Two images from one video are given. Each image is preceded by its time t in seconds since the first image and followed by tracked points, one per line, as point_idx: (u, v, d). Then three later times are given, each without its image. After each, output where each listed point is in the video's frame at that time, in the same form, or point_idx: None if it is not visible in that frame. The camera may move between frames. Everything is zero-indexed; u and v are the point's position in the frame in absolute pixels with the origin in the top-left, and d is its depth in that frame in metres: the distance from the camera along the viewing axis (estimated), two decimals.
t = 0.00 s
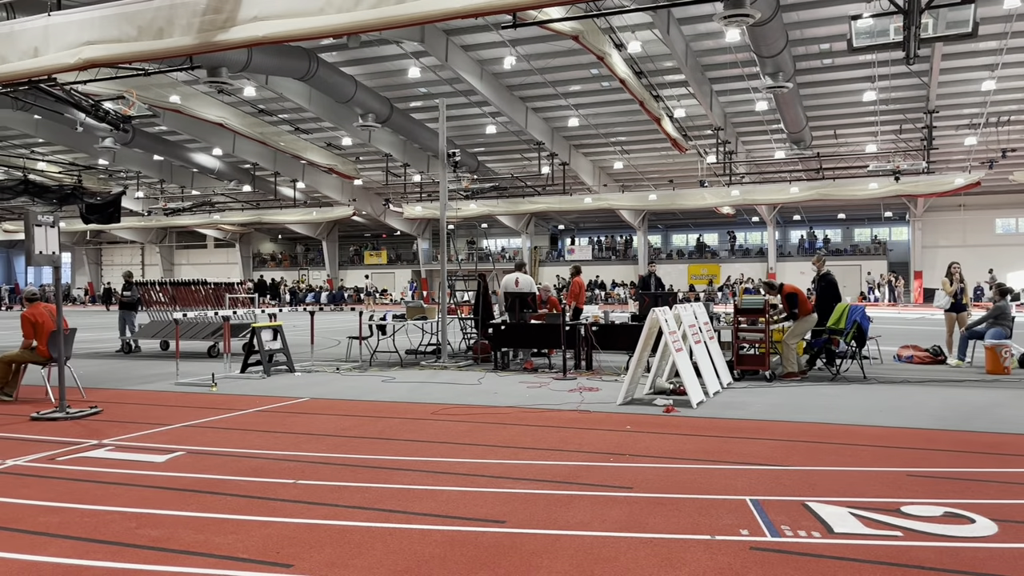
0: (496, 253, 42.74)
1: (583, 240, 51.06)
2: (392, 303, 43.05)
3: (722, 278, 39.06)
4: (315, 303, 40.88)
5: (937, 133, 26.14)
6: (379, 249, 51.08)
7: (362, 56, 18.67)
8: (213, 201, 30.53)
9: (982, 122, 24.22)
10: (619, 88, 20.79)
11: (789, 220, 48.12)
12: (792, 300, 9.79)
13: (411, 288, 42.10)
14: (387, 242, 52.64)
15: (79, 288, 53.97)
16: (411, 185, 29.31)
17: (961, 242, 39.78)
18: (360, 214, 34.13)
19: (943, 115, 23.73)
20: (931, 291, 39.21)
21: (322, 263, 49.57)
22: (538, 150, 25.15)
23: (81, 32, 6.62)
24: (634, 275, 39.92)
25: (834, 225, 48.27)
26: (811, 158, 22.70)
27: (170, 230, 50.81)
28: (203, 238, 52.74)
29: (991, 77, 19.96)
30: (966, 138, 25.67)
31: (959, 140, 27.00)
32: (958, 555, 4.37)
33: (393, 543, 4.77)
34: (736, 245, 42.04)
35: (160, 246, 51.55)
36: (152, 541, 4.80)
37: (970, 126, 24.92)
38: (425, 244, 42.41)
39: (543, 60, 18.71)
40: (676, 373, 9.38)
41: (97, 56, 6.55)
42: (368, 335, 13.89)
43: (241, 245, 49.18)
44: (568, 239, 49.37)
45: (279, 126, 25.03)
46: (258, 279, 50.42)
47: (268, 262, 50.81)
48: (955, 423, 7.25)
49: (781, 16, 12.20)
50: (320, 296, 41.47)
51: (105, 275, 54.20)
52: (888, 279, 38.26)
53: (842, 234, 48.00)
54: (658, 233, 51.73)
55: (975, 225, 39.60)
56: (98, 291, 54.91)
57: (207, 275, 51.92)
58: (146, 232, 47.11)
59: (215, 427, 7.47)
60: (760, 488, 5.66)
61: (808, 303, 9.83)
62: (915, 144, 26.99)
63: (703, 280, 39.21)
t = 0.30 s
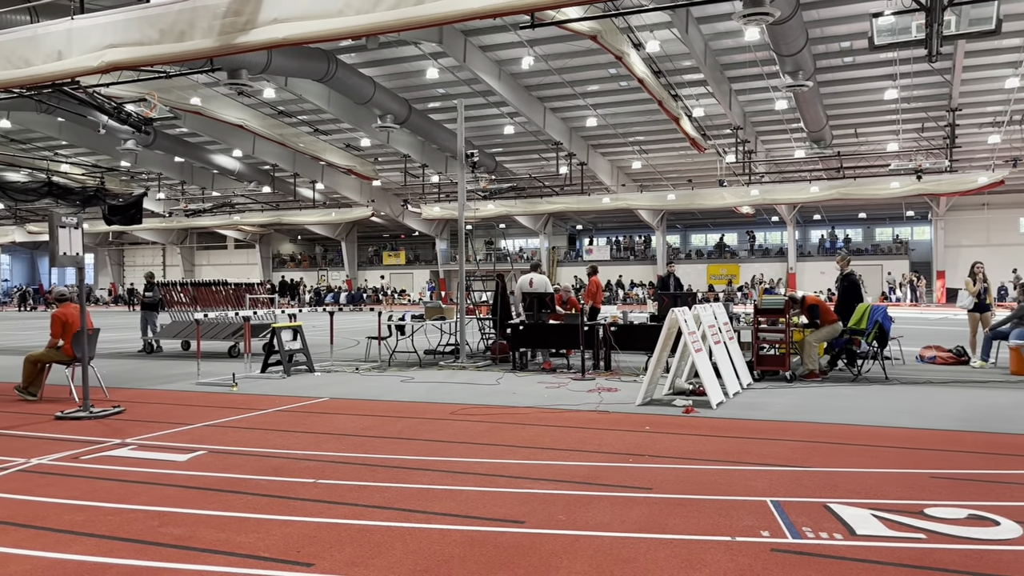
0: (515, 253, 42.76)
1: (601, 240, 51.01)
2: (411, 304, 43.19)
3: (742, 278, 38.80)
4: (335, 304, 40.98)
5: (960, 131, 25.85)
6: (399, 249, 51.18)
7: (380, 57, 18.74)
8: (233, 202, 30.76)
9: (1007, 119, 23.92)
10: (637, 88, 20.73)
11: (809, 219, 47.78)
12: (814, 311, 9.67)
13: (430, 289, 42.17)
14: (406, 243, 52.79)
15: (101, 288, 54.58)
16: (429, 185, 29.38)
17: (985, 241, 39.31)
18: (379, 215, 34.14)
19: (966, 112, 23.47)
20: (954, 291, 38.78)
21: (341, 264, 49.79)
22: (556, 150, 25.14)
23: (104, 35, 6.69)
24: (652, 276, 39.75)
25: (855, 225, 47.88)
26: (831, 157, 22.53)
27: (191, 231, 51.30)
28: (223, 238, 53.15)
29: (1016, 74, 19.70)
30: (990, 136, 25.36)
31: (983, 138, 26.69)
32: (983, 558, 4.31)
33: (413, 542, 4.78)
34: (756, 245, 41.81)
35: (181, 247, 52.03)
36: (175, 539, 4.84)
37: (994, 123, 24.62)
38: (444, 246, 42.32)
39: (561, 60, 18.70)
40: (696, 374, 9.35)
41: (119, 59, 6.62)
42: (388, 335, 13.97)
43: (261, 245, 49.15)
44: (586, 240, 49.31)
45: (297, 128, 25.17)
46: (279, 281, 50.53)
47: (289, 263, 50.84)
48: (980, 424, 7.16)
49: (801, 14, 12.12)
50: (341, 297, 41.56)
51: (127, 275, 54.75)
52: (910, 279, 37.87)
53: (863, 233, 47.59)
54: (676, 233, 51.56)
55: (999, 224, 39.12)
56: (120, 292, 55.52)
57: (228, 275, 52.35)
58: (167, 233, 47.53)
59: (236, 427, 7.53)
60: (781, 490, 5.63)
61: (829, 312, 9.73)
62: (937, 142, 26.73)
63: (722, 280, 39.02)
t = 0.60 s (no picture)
0: (532, 254, 42.75)
1: (619, 240, 51.01)
2: (429, 304, 43.32)
3: (761, 278, 38.52)
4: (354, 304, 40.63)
5: (983, 130, 25.56)
6: (416, 250, 51.30)
7: (398, 59, 18.80)
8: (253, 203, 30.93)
9: None
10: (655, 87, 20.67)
11: (829, 219, 47.44)
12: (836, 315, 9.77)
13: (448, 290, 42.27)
14: (424, 244, 52.91)
15: (123, 289, 55.15)
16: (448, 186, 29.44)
17: (1008, 241, 38.85)
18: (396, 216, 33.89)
19: (989, 111, 23.21)
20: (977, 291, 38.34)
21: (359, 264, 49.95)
22: (574, 150, 25.12)
23: (126, 39, 6.76)
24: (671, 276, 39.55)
25: (876, 225, 47.50)
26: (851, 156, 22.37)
27: (211, 232, 51.73)
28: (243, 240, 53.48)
29: None
30: (1014, 134, 25.05)
31: (1007, 137, 26.38)
32: (1008, 562, 4.26)
33: (432, 543, 4.79)
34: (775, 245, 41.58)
35: (201, 248, 52.45)
36: (197, 538, 4.88)
37: (1018, 122, 24.32)
38: (461, 246, 42.48)
39: (578, 60, 18.68)
40: (715, 375, 9.31)
41: (141, 62, 6.69)
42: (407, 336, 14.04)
43: (281, 246, 49.31)
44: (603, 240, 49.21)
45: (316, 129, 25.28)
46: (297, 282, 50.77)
47: (307, 264, 50.99)
48: (1005, 426, 7.07)
49: (821, 13, 12.02)
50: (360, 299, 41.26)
51: (149, 276, 55.29)
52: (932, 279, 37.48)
53: (884, 233, 47.19)
54: (694, 233, 51.35)
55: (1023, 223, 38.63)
56: (142, 292, 56.07)
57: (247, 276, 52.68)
58: (188, 234, 47.98)
59: (255, 427, 7.58)
60: (801, 492, 5.58)
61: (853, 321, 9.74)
62: (960, 141, 26.44)
63: (741, 280, 38.80)
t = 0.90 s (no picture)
0: (550, 255, 42.73)
1: (636, 241, 50.93)
2: (446, 305, 43.39)
3: (780, 279, 38.28)
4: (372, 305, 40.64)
5: (1007, 128, 25.25)
6: (434, 251, 51.40)
7: (416, 60, 18.85)
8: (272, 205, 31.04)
9: None
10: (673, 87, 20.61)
11: (849, 219, 47.10)
12: (866, 315, 9.68)
13: (466, 291, 42.30)
14: (442, 245, 53.02)
15: (144, 290, 55.70)
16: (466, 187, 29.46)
17: None
18: (414, 217, 34.00)
19: (1013, 109, 22.93)
20: (1000, 291, 37.89)
21: (377, 265, 50.15)
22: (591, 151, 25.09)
23: (147, 42, 6.83)
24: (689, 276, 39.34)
25: (896, 225, 47.10)
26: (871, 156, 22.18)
27: (231, 233, 52.12)
28: (263, 241, 53.83)
29: None
30: None
31: None
32: None
33: (450, 543, 4.80)
34: (794, 245, 41.30)
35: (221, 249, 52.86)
36: (219, 537, 4.92)
37: None
38: (478, 247, 42.59)
39: (596, 60, 18.65)
40: (734, 376, 9.26)
41: (163, 65, 6.76)
42: (425, 336, 14.10)
43: (299, 248, 49.52)
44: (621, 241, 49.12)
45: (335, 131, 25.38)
46: (318, 283, 50.94)
47: (327, 265, 51.15)
48: None
49: (840, 12, 11.93)
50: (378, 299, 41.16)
51: (169, 277, 55.78)
52: (954, 279, 37.04)
53: (905, 233, 46.77)
54: (713, 233, 51.12)
55: None
56: (162, 294, 56.57)
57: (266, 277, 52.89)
58: (207, 235, 48.36)
59: (274, 427, 7.63)
60: (821, 494, 5.55)
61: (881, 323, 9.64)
62: (982, 140, 26.15)
63: (760, 280, 38.56)
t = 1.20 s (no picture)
0: (567, 256, 42.67)
1: (654, 241, 50.77)
2: (463, 305, 43.43)
3: (800, 279, 38.04)
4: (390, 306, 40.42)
5: None
6: (451, 252, 51.47)
7: (434, 62, 18.90)
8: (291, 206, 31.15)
9: None
10: (691, 87, 20.53)
11: (870, 220, 46.69)
12: (893, 315, 9.55)
13: (483, 292, 42.30)
14: (460, 246, 53.07)
15: (164, 291, 56.23)
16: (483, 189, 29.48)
17: None
18: (431, 218, 34.06)
19: None
20: None
21: (394, 266, 50.30)
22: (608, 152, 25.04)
23: (168, 46, 6.89)
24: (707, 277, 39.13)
25: (918, 225, 46.64)
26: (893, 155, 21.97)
27: (250, 234, 52.52)
28: (281, 242, 54.17)
29: None
30: None
31: None
32: None
33: (469, 543, 4.80)
34: (814, 246, 41.00)
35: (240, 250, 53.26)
36: (239, 536, 4.95)
37: None
38: (496, 248, 42.59)
39: (613, 60, 18.61)
40: (753, 377, 9.21)
41: (184, 68, 6.82)
42: (443, 337, 14.11)
43: (318, 249, 49.74)
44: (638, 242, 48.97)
45: (353, 133, 25.47)
46: (336, 284, 51.14)
47: (345, 266, 51.33)
48: None
49: (860, 11, 11.84)
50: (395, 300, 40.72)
51: (189, 278, 56.22)
52: (977, 279, 36.58)
53: (926, 234, 46.28)
54: (731, 234, 50.84)
55: None
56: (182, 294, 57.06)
57: (284, 278, 53.12)
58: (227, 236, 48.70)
59: (293, 427, 7.67)
60: (842, 496, 5.50)
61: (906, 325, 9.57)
62: (1006, 139, 25.84)
63: (779, 281, 38.30)
